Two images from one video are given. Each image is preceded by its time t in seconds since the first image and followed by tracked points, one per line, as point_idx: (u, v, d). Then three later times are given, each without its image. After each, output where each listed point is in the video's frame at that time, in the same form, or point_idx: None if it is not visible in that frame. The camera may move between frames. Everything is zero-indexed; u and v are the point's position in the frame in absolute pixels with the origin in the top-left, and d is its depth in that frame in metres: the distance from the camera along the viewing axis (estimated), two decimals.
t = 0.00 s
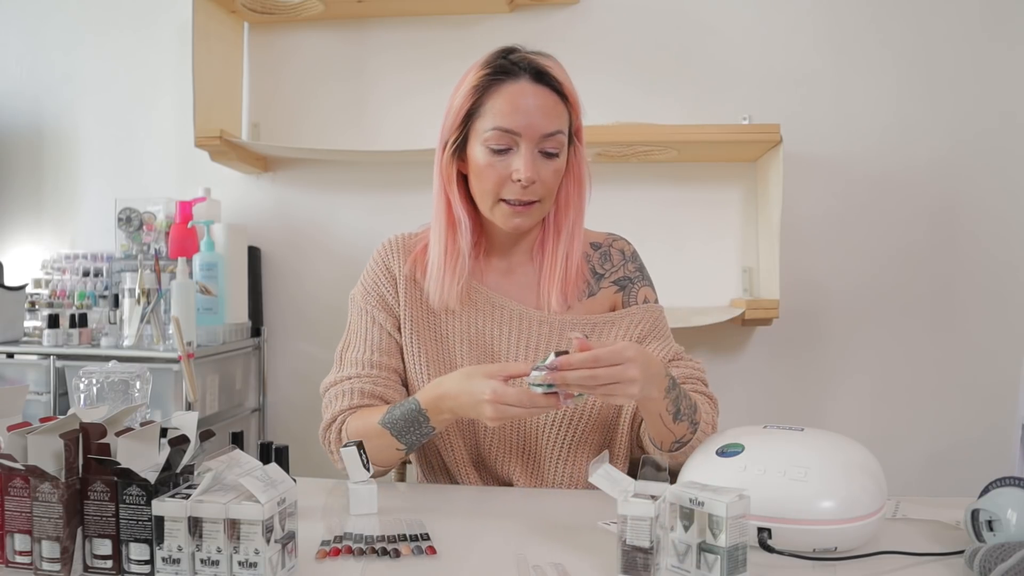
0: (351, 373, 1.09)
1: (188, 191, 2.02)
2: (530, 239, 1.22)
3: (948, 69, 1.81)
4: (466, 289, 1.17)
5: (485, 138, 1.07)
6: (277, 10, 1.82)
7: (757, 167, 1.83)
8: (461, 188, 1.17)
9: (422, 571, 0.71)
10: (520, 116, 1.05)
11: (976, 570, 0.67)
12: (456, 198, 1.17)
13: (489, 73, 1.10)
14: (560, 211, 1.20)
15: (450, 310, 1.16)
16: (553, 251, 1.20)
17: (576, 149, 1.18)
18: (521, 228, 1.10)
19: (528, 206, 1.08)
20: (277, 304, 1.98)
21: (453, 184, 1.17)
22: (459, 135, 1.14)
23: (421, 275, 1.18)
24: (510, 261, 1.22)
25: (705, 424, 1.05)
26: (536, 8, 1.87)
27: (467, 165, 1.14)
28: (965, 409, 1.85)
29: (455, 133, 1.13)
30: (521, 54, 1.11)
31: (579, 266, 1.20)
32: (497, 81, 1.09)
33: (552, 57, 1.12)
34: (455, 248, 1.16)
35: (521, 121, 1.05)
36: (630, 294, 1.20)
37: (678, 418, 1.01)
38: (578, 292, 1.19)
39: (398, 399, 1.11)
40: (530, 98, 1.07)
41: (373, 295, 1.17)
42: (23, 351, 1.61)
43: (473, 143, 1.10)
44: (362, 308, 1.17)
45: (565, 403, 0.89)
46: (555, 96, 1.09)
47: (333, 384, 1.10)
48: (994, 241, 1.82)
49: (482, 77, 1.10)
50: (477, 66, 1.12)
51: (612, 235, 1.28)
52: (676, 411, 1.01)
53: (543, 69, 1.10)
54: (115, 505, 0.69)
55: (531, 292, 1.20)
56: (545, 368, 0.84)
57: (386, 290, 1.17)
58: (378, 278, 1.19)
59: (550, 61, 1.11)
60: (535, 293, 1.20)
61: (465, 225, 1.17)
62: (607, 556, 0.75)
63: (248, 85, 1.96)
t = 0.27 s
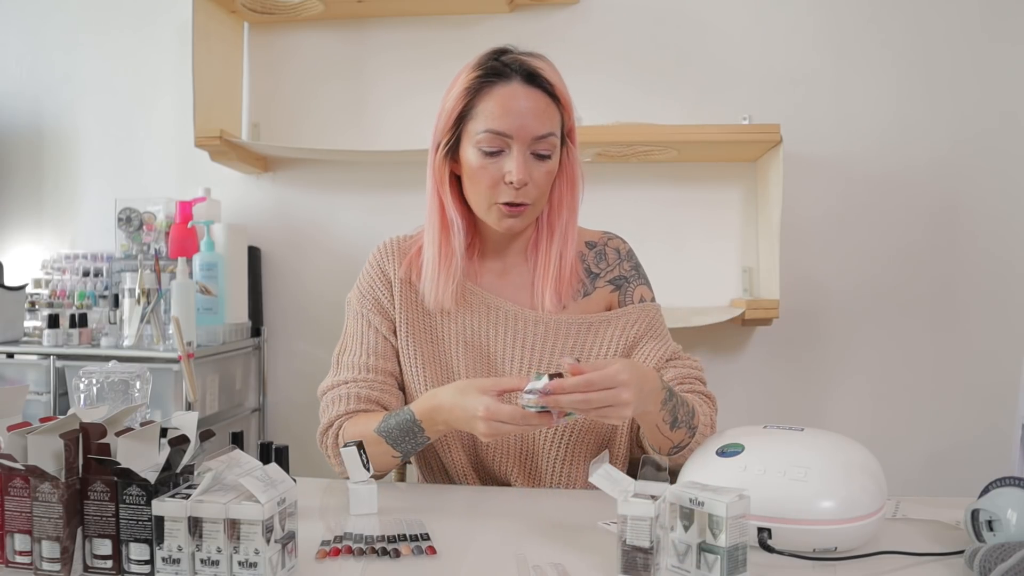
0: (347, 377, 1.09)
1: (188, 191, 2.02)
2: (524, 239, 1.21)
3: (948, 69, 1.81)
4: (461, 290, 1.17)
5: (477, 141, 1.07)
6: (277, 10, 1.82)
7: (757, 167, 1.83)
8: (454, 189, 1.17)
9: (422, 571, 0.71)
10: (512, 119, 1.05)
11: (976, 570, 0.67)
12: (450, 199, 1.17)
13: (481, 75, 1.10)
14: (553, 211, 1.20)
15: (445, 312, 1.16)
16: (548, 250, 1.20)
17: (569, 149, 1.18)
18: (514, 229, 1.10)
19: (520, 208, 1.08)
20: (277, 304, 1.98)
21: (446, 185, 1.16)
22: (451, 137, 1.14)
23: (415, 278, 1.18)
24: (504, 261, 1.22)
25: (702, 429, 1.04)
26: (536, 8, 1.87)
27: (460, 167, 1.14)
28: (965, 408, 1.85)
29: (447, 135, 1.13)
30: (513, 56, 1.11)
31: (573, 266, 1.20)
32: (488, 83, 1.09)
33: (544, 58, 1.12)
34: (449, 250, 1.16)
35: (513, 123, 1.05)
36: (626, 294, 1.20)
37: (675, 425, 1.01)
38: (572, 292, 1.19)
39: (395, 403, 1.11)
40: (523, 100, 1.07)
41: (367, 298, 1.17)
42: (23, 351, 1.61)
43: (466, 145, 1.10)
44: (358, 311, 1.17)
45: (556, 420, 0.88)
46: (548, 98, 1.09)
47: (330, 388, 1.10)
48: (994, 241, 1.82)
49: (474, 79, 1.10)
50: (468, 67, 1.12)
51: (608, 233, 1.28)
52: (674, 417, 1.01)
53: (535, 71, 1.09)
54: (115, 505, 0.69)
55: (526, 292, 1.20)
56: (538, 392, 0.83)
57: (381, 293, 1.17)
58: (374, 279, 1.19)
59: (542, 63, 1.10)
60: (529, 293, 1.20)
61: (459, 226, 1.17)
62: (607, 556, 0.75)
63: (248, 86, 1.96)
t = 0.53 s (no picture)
0: (343, 379, 1.10)
1: (188, 191, 2.02)
2: (519, 240, 1.21)
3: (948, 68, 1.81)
4: (456, 291, 1.17)
5: (473, 142, 1.07)
6: (277, 10, 1.82)
7: (757, 167, 1.83)
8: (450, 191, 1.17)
9: (422, 571, 0.71)
10: (508, 120, 1.05)
11: (976, 570, 0.67)
12: (446, 200, 1.16)
13: (477, 76, 1.10)
14: (549, 212, 1.20)
15: (441, 313, 1.16)
16: (543, 251, 1.19)
17: (565, 150, 1.18)
18: (509, 231, 1.10)
19: (516, 210, 1.08)
20: (277, 304, 1.98)
21: (442, 186, 1.16)
22: (448, 138, 1.14)
23: (411, 279, 1.18)
24: (500, 262, 1.22)
25: (697, 432, 1.05)
26: (536, 7, 1.87)
27: (456, 168, 1.14)
28: (965, 408, 1.85)
29: (443, 136, 1.13)
30: (510, 57, 1.11)
31: (569, 267, 1.20)
32: (485, 85, 1.09)
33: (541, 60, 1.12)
34: (444, 250, 1.16)
35: (509, 125, 1.05)
36: (622, 295, 1.20)
37: (669, 432, 1.03)
38: (567, 293, 1.19)
39: (392, 406, 1.11)
40: (518, 102, 1.06)
41: (363, 299, 1.17)
42: (23, 351, 1.61)
43: (462, 146, 1.09)
44: (354, 312, 1.17)
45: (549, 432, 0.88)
46: (543, 101, 1.09)
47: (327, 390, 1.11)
48: (994, 241, 1.82)
49: (470, 80, 1.10)
50: (465, 69, 1.12)
51: (604, 235, 1.28)
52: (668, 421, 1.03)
53: (531, 73, 1.09)
54: (115, 505, 0.69)
55: (522, 293, 1.20)
56: (530, 408, 0.84)
57: (377, 294, 1.17)
58: (370, 281, 1.19)
59: (538, 64, 1.10)
60: (525, 294, 1.19)
61: (454, 227, 1.17)
62: (607, 556, 0.75)
63: (248, 86, 1.96)
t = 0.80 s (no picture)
0: (341, 379, 1.10)
1: (188, 191, 2.02)
2: (518, 240, 1.21)
3: (948, 68, 1.81)
4: (455, 291, 1.17)
5: (473, 142, 1.07)
6: (277, 10, 1.83)
7: (757, 167, 1.83)
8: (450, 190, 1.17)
9: (422, 571, 0.71)
10: (508, 120, 1.05)
11: (976, 570, 0.67)
12: (445, 200, 1.16)
13: (478, 76, 1.10)
14: (548, 212, 1.19)
15: (439, 312, 1.16)
16: (542, 251, 1.19)
17: (565, 151, 1.18)
18: (509, 230, 1.10)
19: (516, 209, 1.08)
20: (277, 304, 1.98)
21: (441, 186, 1.16)
22: (447, 137, 1.13)
23: (410, 279, 1.18)
24: (498, 262, 1.22)
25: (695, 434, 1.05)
26: (536, 8, 1.87)
27: (456, 167, 1.14)
28: (965, 408, 1.85)
29: (443, 135, 1.13)
30: (510, 57, 1.11)
31: (568, 267, 1.20)
32: (485, 84, 1.09)
33: (541, 61, 1.12)
34: (443, 250, 1.16)
35: (509, 125, 1.05)
36: (621, 295, 1.20)
37: (665, 436, 1.03)
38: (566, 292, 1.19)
39: (390, 406, 1.11)
40: (519, 102, 1.06)
41: (361, 300, 1.17)
42: (23, 351, 1.61)
43: (462, 146, 1.09)
44: (352, 312, 1.17)
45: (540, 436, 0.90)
46: (544, 101, 1.09)
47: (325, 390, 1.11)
48: (994, 241, 1.82)
49: (471, 80, 1.10)
50: (465, 69, 1.12)
51: (602, 235, 1.28)
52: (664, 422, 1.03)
53: (532, 73, 1.09)
54: (115, 505, 0.69)
55: (520, 292, 1.20)
56: (523, 413, 0.85)
57: (376, 295, 1.17)
58: (369, 281, 1.19)
59: (539, 65, 1.10)
60: (523, 294, 1.19)
61: (453, 227, 1.17)
62: (606, 556, 0.75)
63: (248, 86, 1.96)
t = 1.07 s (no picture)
0: (341, 383, 1.09)
1: (188, 191, 2.02)
2: (517, 240, 1.21)
3: (948, 68, 1.81)
4: (455, 291, 1.17)
5: (473, 142, 1.06)
6: (278, 10, 1.83)
7: (757, 167, 1.83)
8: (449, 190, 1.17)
9: (422, 571, 0.71)
10: (509, 120, 1.05)
11: (976, 570, 0.67)
12: (444, 200, 1.16)
13: (479, 76, 1.10)
14: (548, 212, 1.19)
15: (439, 313, 1.16)
16: (541, 252, 1.19)
17: (564, 151, 1.18)
18: (510, 230, 1.10)
19: (517, 209, 1.08)
20: (277, 304, 1.98)
21: (441, 186, 1.16)
22: (447, 137, 1.13)
23: (409, 280, 1.18)
24: (497, 262, 1.22)
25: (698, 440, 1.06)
26: (536, 8, 1.87)
27: (456, 167, 1.14)
28: (966, 408, 1.85)
29: (443, 135, 1.13)
30: (510, 58, 1.11)
31: (567, 267, 1.20)
32: (486, 84, 1.09)
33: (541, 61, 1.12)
34: (443, 250, 1.16)
35: (510, 126, 1.05)
36: (620, 294, 1.20)
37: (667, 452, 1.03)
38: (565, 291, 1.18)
39: (390, 409, 1.11)
40: (520, 102, 1.06)
41: (360, 304, 1.16)
42: (23, 351, 1.61)
43: (462, 146, 1.09)
44: (351, 315, 1.17)
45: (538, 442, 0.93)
46: (545, 101, 1.09)
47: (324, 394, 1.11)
48: (994, 241, 1.82)
49: (471, 79, 1.10)
50: (465, 69, 1.12)
51: (600, 234, 1.28)
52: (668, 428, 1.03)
53: (532, 73, 1.09)
54: (115, 505, 0.69)
55: (519, 292, 1.19)
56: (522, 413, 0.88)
57: (374, 298, 1.17)
58: (368, 283, 1.19)
59: (539, 65, 1.10)
60: (523, 293, 1.19)
61: (453, 227, 1.17)
62: (606, 556, 0.75)
63: (248, 86, 1.96)
